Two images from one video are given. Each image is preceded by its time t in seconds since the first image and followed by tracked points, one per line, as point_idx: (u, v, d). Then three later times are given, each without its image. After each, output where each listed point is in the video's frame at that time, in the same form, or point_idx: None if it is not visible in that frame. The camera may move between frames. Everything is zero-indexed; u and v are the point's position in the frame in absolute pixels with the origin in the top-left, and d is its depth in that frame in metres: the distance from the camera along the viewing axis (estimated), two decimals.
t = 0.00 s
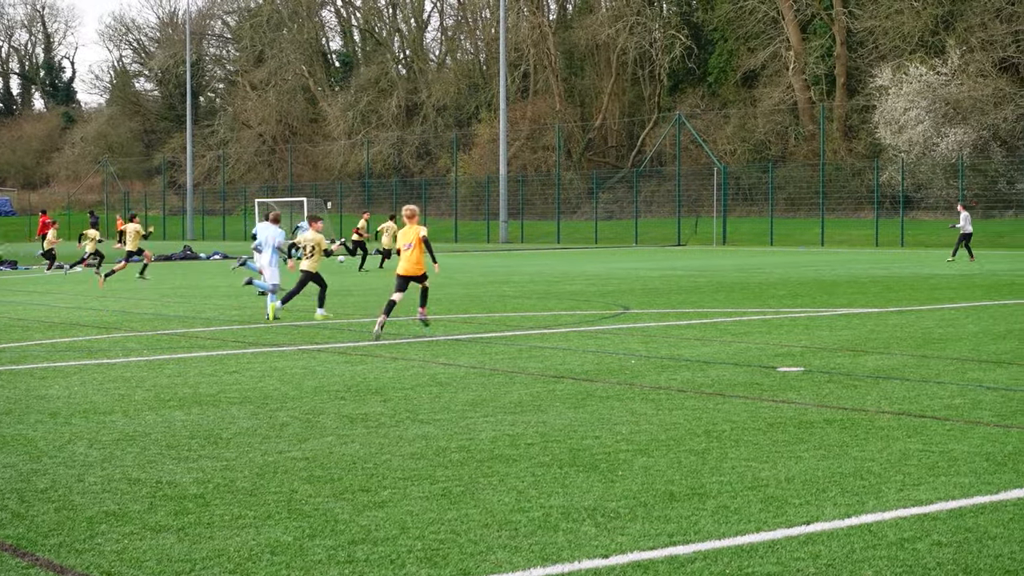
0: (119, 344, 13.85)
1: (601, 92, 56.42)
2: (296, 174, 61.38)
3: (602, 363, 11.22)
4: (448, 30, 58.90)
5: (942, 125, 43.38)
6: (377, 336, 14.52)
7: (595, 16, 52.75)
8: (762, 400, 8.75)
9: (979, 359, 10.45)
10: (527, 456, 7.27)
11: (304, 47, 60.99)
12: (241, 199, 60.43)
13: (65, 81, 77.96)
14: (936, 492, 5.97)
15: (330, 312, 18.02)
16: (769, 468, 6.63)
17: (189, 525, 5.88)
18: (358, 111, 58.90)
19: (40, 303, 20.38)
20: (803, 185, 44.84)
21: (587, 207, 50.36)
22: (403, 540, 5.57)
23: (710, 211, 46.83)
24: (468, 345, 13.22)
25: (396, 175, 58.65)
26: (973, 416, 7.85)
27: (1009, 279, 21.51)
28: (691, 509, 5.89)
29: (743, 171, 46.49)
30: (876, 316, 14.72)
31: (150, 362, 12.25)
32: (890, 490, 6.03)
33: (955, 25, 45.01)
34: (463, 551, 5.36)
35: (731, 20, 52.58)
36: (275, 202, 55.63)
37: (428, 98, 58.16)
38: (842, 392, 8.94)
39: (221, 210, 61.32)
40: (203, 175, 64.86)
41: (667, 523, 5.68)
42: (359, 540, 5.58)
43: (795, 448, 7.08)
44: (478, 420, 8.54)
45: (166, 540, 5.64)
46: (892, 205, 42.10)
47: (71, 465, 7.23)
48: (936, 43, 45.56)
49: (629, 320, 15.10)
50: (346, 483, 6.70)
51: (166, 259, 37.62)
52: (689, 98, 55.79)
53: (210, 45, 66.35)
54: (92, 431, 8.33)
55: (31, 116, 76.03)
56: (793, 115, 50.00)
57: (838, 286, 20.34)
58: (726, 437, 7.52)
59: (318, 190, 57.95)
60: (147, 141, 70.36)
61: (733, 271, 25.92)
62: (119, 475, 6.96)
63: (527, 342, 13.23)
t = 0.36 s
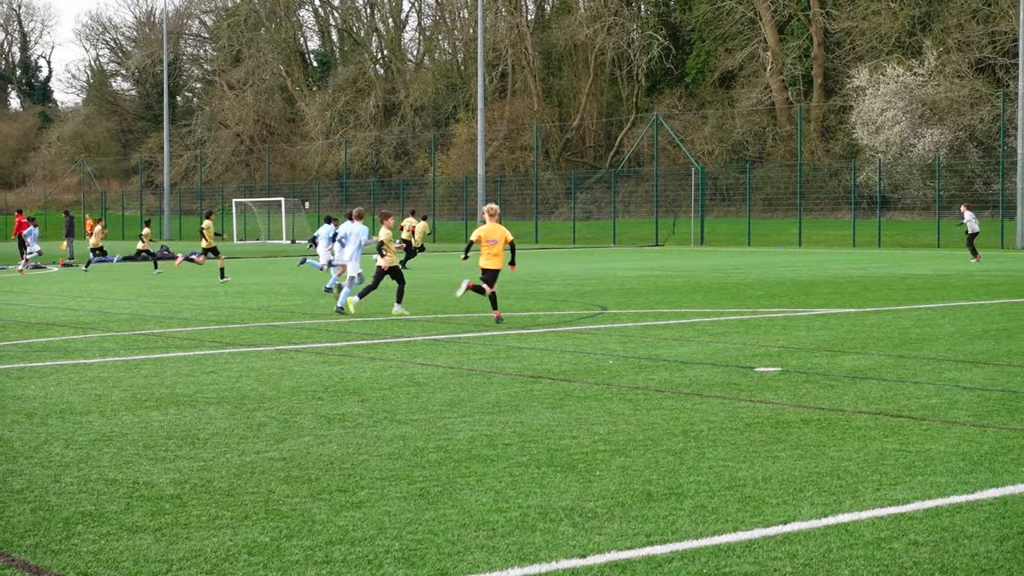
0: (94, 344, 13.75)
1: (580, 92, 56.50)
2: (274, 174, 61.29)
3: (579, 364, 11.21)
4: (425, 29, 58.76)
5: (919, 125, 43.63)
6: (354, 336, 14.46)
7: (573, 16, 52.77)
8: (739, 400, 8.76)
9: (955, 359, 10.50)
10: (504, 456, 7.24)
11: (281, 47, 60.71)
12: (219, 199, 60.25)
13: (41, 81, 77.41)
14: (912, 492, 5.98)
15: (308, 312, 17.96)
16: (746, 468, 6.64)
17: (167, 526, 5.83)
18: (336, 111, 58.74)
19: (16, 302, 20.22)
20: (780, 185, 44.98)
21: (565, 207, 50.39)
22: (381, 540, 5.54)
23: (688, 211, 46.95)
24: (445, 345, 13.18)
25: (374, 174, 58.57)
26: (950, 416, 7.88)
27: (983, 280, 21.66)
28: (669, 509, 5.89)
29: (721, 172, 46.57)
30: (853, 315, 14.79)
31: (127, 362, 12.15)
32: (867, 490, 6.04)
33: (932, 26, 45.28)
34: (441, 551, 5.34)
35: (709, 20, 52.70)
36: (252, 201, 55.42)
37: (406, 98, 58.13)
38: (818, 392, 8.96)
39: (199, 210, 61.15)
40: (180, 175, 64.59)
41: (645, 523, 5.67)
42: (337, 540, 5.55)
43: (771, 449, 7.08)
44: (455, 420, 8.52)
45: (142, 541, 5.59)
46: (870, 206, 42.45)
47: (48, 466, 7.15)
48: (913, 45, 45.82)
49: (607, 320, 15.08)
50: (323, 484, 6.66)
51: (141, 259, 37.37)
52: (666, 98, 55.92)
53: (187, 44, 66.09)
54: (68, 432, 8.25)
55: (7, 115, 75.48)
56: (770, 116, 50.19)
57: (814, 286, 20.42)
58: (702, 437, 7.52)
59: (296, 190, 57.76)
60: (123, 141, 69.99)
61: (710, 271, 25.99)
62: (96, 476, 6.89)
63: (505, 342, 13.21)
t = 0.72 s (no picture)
0: (79, 345, 13.69)
1: (564, 92, 56.52)
2: (258, 174, 61.18)
3: (564, 364, 11.20)
4: (409, 29, 58.55)
5: (902, 125, 43.81)
6: (338, 336, 14.42)
7: (558, 15, 52.74)
8: (724, 400, 8.78)
9: (938, 360, 10.54)
10: (490, 457, 7.22)
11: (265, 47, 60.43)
12: (203, 200, 60.16)
13: (23, 81, 77.06)
14: (897, 492, 5.99)
15: (292, 313, 17.91)
16: (731, 468, 6.64)
17: (152, 527, 5.80)
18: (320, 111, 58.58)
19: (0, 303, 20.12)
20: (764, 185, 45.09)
21: (549, 208, 50.42)
22: (366, 541, 5.52)
23: (672, 211, 47.05)
24: (430, 345, 13.16)
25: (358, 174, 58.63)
26: (933, 416, 7.91)
27: (965, 281, 21.76)
28: (653, 509, 5.88)
29: (705, 172, 46.60)
30: (838, 315, 14.86)
31: (111, 363, 12.09)
32: (850, 490, 6.05)
33: (915, 26, 45.47)
34: (424, 552, 5.32)
35: (693, 21, 52.79)
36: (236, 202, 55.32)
37: (390, 98, 58.00)
38: (803, 392, 8.99)
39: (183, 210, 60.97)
40: (164, 175, 64.38)
41: (628, 524, 5.67)
42: (322, 541, 5.53)
43: (756, 449, 7.09)
44: (441, 421, 8.50)
45: (126, 542, 5.55)
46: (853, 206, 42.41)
47: (32, 467, 7.10)
48: (896, 44, 46.01)
49: (590, 321, 15.07)
50: (308, 485, 6.63)
51: (124, 260, 37.19)
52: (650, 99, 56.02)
53: (171, 44, 65.81)
54: (53, 433, 8.19)
55: None
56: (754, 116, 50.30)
57: (799, 286, 20.46)
58: (687, 437, 7.53)
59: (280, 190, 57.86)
60: (107, 141, 69.73)
61: (694, 271, 26.03)
62: (80, 477, 6.84)
63: (489, 343, 13.19)
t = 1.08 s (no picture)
0: (64, 346, 13.63)
1: (550, 92, 56.57)
2: (244, 174, 61.08)
3: (550, 365, 11.18)
4: (396, 30, 58.44)
5: (888, 126, 43.93)
6: (324, 337, 14.40)
7: (544, 16, 52.78)
8: (710, 400, 8.79)
9: (924, 360, 10.57)
10: (476, 458, 7.20)
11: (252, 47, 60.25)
12: (189, 200, 60.08)
13: (9, 80, 76.72)
14: (883, 492, 6.00)
15: (280, 313, 17.93)
16: (717, 469, 6.64)
17: (138, 528, 5.76)
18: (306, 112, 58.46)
19: None
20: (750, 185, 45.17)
21: (536, 208, 50.45)
22: (353, 543, 5.49)
23: (658, 211, 47.12)
24: (416, 346, 13.14)
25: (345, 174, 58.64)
26: (919, 416, 7.93)
27: (950, 281, 21.88)
28: (640, 510, 5.87)
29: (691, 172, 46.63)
30: (824, 316, 14.93)
31: (97, 364, 12.03)
32: (837, 490, 6.05)
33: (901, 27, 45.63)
34: (412, 553, 5.30)
35: (680, 21, 52.86)
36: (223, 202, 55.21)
37: (377, 98, 57.90)
38: (788, 392, 9.01)
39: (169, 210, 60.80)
40: (150, 175, 64.20)
41: (615, 525, 5.65)
42: (309, 543, 5.50)
43: (742, 449, 7.09)
44: (428, 422, 8.47)
45: (113, 544, 5.51)
46: (839, 206, 42.43)
47: (18, 469, 7.04)
48: (882, 45, 46.15)
49: (577, 321, 15.07)
50: (295, 486, 6.59)
51: (110, 261, 37.07)
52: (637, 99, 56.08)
53: (157, 44, 65.55)
54: (39, 434, 8.14)
55: None
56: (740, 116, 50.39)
57: (786, 287, 20.54)
58: (674, 437, 7.53)
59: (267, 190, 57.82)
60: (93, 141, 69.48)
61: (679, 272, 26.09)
62: (65, 479, 6.79)
63: (474, 343, 13.17)
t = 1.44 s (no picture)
0: (45, 346, 13.52)
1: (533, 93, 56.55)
2: (227, 174, 60.88)
3: (532, 365, 11.15)
4: (379, 30, 58.28)
5: (871, 126, 44.08)
6: (306, 337, 14.35)
7: (527, 16, 52.76)
8: (693, 400, 8.79)
9: (905, 360, 10.60)
10: (457, 458, 7.17)
11: (234, 47, 60.00)
12: (172, 200, 59.91)
13: None
14: (864, 492, 6.00)
15: (263, 313, 17.89)
16: (699, 469, 6.62)
17: (118, 529, 5.70)
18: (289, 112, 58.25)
19: None
20: (733, 186, 45.25)
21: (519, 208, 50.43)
22: (335, 543, 5.45)
23: (641, 212, 47.16)
24: (399, 346, 13.11)
25: (327, 174, 58.50)
26: (902, 417, 7.93)
27: (932, 281, 21.98)
28: (622, 510, 5.85)
29: (674, 173, 46.65)
30: (806, 316, 14.98)
31: (79, 364, 11.94)
32: (818, 491, 6.04)
33: (883, 28, 45.80)
34: (393, 554, 5.26)
35: (663, 22, 52.95)
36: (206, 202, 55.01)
37: (360, 98, 57.78)
38: (771, 392, 9.01)
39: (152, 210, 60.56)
40: (132, 175, 63.93)
41: (597, 525, 5.63)
42: (290, 543, 5.46)
43: (724, 449, 7.09)
44: (409, 423, 8.42)
45: (92, 545, 5.46)
46: (821, 206, 42.54)
47: None
48: (864, 46, 46.32)
49: (559, 321, 15.06)
50: (276, 487, 6.54)
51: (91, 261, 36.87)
52: (620, 100, 56.16)
53: (139, 44, 65.24)
54: (19, 435, 8.06)
55: None
56: (723, 116, 50.47)
57: (769, 287, 20.61)
58: (656, 437, 7.52)
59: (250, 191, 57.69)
60: (75, 141, 69.12)
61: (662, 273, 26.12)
62: (47, 480, 6.71)
63: (456, 343, 13.14)
